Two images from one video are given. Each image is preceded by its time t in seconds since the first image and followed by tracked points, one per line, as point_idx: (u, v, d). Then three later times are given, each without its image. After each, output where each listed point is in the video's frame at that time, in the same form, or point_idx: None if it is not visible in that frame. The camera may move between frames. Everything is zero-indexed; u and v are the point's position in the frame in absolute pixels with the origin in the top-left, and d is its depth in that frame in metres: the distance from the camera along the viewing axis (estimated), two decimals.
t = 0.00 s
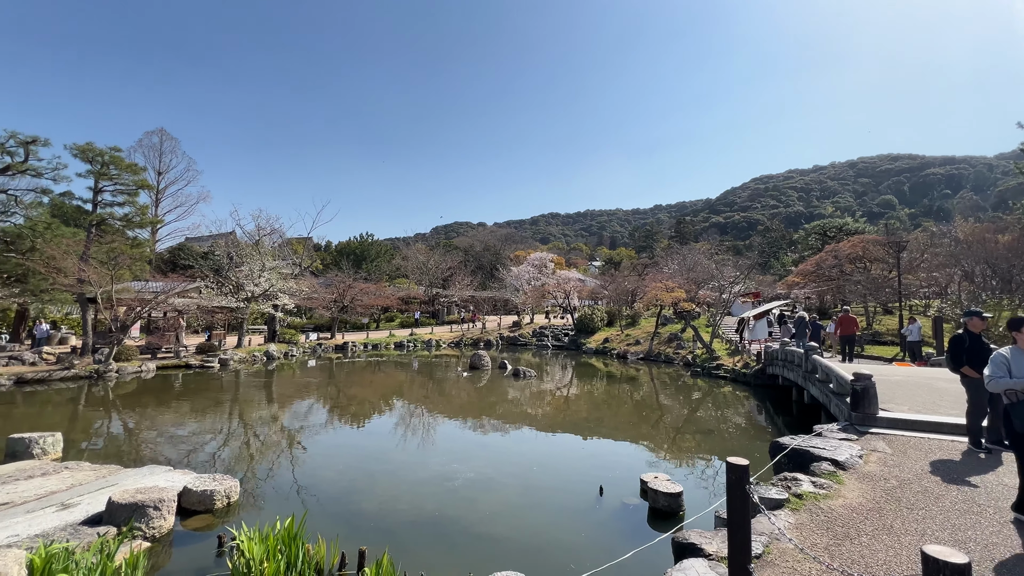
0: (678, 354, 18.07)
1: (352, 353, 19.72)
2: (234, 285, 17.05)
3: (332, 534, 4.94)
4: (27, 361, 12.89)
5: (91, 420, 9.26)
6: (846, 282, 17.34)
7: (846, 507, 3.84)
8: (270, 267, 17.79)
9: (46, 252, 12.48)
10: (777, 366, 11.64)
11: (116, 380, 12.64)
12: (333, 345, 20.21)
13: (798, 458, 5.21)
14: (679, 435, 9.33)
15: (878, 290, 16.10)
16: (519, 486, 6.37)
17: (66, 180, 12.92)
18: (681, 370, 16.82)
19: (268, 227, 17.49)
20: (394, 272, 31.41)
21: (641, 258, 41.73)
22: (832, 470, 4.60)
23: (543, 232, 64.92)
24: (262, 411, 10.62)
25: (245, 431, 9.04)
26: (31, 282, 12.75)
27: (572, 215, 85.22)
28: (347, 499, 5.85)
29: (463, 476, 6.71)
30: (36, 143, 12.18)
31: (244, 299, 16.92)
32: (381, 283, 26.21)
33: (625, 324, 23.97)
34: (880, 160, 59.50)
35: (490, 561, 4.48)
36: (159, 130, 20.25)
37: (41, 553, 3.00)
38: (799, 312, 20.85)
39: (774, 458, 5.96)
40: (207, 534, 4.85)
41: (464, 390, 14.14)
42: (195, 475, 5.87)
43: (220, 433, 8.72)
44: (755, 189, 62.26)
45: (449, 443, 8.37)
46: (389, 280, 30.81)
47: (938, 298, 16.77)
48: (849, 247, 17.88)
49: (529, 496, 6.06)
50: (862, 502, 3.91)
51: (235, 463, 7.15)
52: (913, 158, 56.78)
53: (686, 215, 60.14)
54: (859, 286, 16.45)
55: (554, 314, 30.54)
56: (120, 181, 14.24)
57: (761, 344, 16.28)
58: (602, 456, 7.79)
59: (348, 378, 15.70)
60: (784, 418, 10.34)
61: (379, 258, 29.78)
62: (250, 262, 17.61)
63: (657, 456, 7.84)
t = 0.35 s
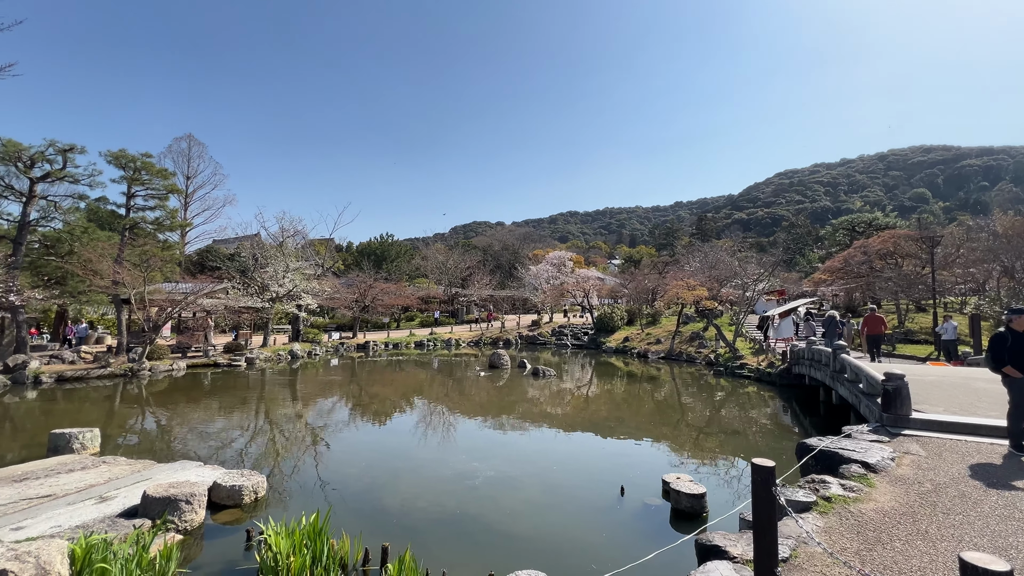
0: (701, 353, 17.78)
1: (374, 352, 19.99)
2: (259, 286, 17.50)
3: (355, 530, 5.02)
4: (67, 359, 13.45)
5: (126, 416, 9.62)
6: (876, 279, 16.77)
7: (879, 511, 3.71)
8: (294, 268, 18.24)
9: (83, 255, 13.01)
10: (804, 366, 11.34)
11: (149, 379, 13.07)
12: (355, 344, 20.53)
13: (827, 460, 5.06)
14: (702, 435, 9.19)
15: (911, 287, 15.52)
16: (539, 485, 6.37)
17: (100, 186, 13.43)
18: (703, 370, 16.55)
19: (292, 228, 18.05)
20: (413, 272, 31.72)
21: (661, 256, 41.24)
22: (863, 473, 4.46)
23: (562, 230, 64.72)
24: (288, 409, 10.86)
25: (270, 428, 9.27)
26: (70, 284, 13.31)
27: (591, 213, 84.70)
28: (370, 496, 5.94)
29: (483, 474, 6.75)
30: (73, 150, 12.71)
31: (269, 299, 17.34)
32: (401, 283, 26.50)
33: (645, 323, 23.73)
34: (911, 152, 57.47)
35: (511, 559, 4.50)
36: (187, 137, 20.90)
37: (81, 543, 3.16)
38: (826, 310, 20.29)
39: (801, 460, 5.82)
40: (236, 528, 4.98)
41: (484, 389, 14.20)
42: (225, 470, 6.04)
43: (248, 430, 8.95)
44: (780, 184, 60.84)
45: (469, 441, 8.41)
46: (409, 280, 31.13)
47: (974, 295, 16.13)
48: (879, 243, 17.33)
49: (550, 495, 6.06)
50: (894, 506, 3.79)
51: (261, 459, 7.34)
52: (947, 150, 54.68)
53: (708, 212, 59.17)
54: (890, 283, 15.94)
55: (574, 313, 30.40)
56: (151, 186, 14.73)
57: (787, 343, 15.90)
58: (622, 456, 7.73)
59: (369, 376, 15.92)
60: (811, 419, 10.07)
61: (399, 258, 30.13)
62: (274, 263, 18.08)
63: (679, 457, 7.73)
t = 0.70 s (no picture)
0: (721, 353, 17.51)
1: (392, 352, 20.21)
2: (281, 287, 17.85)
3: (376, 527, 5.08)
4: (99, 359, 13.93)
5: (155, 414, 9.92)
6: (904, 277, 16.25)
7: (910, 516, 3.60)
8: (314, 270, 18.56)
9: (114, 258, 13.45)
10: (829, 366, 11.08)
11: (176, 378, 13.45)
12: (374, 345, 20.77)
13: (853, 463, 4.93)
14: (723, 437, 9.04)
15: (942, 285, 14.97)
16: (557, 485, 6.35)
17: (129, 192, 13.87)
18: (724, 370, 16.29)
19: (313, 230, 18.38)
20: (431, 273, 31.96)
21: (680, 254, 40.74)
22: (891, 477, 4.34)
23: (579, 230, 64.46)
24: (309, 408, 11.05)
25: (292, 427, 9.44)
26: (102, 286, 13.79)
27: (608, 212, 84.11)
28: (389, 494, 6.00)
29: (501, 474, 6.76)
30: (104, 157, 13.14)
31: (290, 300, 17.67)
32: (419, 284, 26.73)
33: (663, 322, 23.48)
34: (941, 146, 55.61)
35: (530, 559, 4.49)
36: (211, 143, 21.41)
37: (114, 536, 3.43)
38: (851, 309, 19.80)
39: (826, 462, 5.68)
40: (260, 524, 5.09)
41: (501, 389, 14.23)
42: (249, 467, 6.18)
43: (270, 429, 9.13)
44: (802, 180, 59.52)
45: (487, 441, 8.44)
46: (427, 280, 31.40)
47: (1009, 293, 15.53)
48: (908, 240, 16.84)
49: (568, 495, 6.05)
50: (925, 511, 3.67)
51: (284, 457, 7.48)
52: (979, 142, 52.77)
53: (727, 210, 58.23)
54: (919, 280, 15.48)
55: (591, 313, 30.25)
56: (177, 191, 15.15)
57: (811, 343, 15.55)
58: (641, 457, 7.67)
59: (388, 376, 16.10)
60: (837, 420, 9.83)
61: (417, 259, 30.40)
62: (295, 264, 18.44)
63: (699, 458, 7.62)
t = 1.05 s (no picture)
0: (743, 354, 17.19)
1: (412, 353, 20.42)
2: (303, 289, 18.22)
3: (397, 526, 5.14)
4: (132, 360, 14.43)
5: (184, 413, 10.22)
6: (937, 275, 15.54)
7: (943, 523, 3.48)
8: (336, 272, 18.89)
9: (145, 263, 13.92)
10: (857, 367, 10.77)
11: (204, 378, 13.84)
12: (393, 346, 21.00)
13: (884, 467, 4.78)
14: (746, 439, 8.87)
15: (978, 283, 14.25)
16: (576, 487, 6.32)
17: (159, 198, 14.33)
18: (747, 371, 15.99)
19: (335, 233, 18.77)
20: (450, 274, 32.18)
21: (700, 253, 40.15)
22: (925, 482, 4.19)
23: (598, 230, 64.09)
24: (331, 408, 11.23)
25: (315, 426, 9.61)
26: (134, 290, 14.28)
27: (626, 211, 83.37)
28: (409, 494, 6.05)
29: (521, 475, 6.76)
30: (136, 166, 13.60)
31: (313, 302, 18.01)
32: (438, 285, 26.95)
33: (684, 323, 23.16)
34: (976, 138, 53.53)
35: (551, 560, 4.48)
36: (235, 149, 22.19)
37: (148, 531, 3.58)
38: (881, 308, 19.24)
39: (855, 467, 5.51)
40: (285, 521, 5.20)
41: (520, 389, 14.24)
42: (274, 466, 6.32)
43: (294, 428, 9.32)
44: (828, 176, 58.04)
45: (506, 442, 8.44)
46: (446, 282, 31.61)
47: None
48: (941, 237, 16.29)
49: (588, 497, 6.01)
50: (960, 518, 3.54)
51: (307, 456, 7.63)
52: (1017, 134, 50.61)
53: (749, 208, 57.12)
54: (952, 278, 14.92)
55: (610, 314, 30.03)
56: (204, 197, 15.60)
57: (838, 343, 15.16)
58: (662, 459, 7.58)
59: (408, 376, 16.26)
60: (866, 423, 9.56)
61: (436, 260, 30.65)
62: (317, 267, 18.79)
63: (722, 461, 7.49)
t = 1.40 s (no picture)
0: (765, 355, 16.88)
1: (429, 354, 20.58)
2: (323, 291, 18.52)
3: (416, 526, 5.17)
4: (159, 360, 14.86)
5: (210, 413, 10.47)
6: (968, 273, 15.08)
7: (980, 530, 3.35)
8: (354, 274, 19.16)
9: (172, 266, 14.33)
10: (884, 369, 10.47)
11: (228, 378, 14.17)
12: (411, 347, 21.19)
13: (915, 472, 4.63)
14: (769, 442, 8.70)
15: (1013, 281, 13.78)
16: (596, 488, 6.29)
17: (185, 204, 14.74)
18: (769, 372, 15.68)
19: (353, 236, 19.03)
20: (466, 275, 32.34)
21: (719, 252, 39.59)
22: (958, 487, 4.05)
23: (614, 230, 63.69)
24: (351, 408, 11.40)
25: (335, 426, 9.76)
26: (161, 293, 14.71)
27: (643, 211, 82.71)
28: (427, 494, 6.09)
29: (539, 476, 6.75)
30: (162, 172, 14.01)
31: (332, 304, 18.29)
32: (455, 286, 27.12)
33: (703, 323, 22.85)
34: (1010, 130, 51.55)
35: (570, 563, 4.46)
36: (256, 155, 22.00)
37: (177, 526, 3.68)
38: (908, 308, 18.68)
39: (884, 470, 5.36)
40: (307, 519, 5.28)
41: (537, 390, 14.25)
42: (296, 465, 6.43)
43: (315, 428, 9.47)
44: (851, 173, 56.65)
45: (523, 443, 8.43)
46: (462, 283, 31.80)
47: None
48: (972, 233, 15.75)
49: (608, 498, 5.97)
50: (996, 525, 3.41)
51: (328, 456, 7.74)
52: None
53: (769, 206, 56.10)
54: (985, 276, 14.39)
55: (627, 314, 29.79)
56: (228, 202, 15.98)
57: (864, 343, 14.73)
58: (683, 462, 7.47)
59: (426, 377, 16.38)
60: (894, 426, 9.28)
61: (452, 262, 30.85)
62: (336, 270, 19.09)
63: (744, 464, 7.36)
